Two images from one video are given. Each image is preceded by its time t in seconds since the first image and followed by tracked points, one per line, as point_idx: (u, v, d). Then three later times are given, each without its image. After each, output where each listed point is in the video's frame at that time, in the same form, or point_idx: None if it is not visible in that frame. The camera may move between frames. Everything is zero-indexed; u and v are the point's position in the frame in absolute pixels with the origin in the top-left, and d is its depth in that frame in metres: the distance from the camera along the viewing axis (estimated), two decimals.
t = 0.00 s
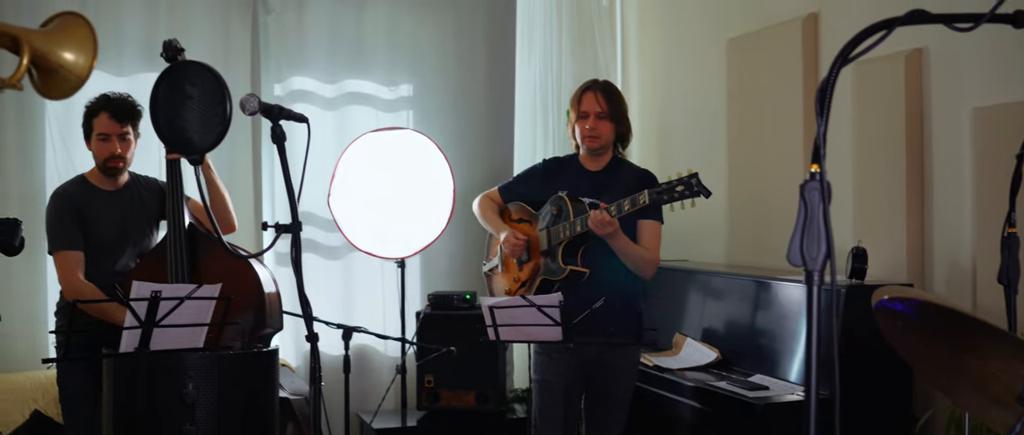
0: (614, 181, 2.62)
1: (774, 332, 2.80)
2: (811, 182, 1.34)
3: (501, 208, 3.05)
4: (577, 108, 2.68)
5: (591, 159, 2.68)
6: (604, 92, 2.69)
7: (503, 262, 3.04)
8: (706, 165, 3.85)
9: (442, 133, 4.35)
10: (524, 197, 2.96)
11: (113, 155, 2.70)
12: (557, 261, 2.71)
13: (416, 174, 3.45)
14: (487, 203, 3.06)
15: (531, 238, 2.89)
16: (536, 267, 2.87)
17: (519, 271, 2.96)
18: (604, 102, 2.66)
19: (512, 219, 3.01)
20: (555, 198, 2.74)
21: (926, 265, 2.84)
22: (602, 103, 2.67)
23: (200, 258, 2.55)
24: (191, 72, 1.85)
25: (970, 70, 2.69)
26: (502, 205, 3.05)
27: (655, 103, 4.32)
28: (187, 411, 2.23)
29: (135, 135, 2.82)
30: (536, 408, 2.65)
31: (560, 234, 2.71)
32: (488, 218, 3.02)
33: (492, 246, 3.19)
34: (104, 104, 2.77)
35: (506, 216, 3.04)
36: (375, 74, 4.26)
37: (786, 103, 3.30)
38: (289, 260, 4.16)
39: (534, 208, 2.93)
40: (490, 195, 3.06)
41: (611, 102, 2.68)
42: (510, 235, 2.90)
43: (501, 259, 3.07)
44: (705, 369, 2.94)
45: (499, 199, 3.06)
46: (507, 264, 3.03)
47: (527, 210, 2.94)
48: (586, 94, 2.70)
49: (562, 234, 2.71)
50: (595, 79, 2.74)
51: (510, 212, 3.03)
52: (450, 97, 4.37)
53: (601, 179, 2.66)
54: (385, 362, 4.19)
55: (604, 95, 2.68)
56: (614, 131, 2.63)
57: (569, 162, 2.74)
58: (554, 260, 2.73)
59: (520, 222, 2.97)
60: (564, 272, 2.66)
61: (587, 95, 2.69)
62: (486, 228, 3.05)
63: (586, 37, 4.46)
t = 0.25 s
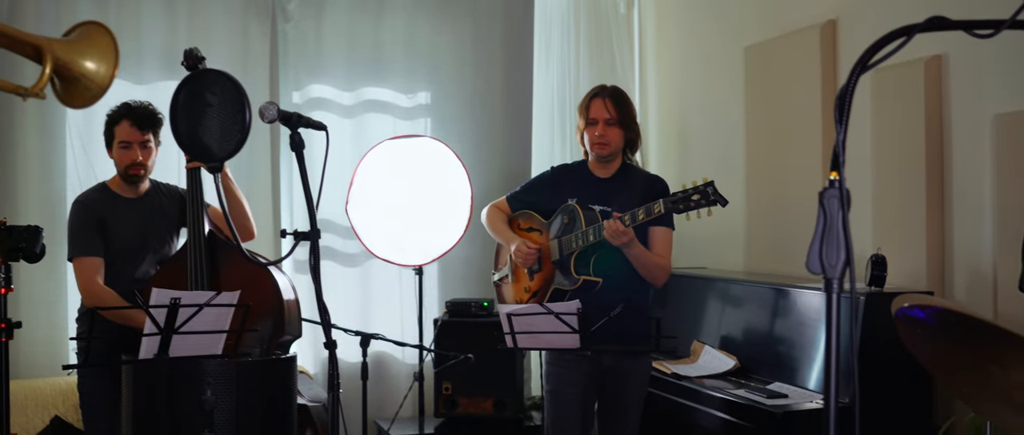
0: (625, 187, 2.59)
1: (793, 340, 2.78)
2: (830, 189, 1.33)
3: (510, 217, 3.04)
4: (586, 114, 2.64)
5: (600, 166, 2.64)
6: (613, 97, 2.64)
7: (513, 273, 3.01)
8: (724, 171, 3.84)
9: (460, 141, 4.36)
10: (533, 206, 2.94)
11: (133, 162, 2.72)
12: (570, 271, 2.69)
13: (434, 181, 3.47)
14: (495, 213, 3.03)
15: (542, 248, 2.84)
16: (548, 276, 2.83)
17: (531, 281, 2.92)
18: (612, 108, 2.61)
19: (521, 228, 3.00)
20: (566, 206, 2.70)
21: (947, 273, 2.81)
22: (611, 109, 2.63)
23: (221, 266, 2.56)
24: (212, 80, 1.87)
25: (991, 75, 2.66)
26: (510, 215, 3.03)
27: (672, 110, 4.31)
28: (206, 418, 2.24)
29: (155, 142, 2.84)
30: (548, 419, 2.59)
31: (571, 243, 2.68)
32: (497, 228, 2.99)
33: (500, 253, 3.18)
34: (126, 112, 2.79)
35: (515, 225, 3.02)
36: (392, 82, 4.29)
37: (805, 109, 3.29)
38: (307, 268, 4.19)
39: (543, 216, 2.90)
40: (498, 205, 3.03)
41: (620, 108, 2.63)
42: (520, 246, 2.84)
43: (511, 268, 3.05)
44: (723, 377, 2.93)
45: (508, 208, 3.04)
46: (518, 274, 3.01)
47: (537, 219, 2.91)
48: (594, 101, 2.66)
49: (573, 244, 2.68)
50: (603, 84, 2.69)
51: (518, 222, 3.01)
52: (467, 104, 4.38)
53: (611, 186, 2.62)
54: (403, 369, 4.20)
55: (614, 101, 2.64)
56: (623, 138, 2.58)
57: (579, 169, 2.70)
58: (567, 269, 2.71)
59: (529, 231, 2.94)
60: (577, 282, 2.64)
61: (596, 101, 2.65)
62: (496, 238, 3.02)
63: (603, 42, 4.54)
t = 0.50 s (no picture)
0: (629, 190, 2.56)
1: (809, 345, 2.77)
2: (847, 194, 1.33)
3: (509, 221, 2.88)
4: (588, 117, 2.60)
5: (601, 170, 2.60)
6: (615, 101, 2.61)
7: (514, 280, 2.85)
8: (740, 175, 3.83)
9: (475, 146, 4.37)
10: (534, 210, 2.83)
11: (151, 168, 2.74)
12: (577, 276, 2.62)
13: (449, 186, 3.47)
14: (494, 217, 2.88)
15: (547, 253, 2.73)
16: (553, 282, 2.71)
17: (534, 288, 2.78)
18: (614, 112, 2.58)
19: (522, 233, 2.85)
20: (570, 211, 2.63)
21: (965, 278, 2.78)
22: (612, 112, 2.59)
23: (237, 267, 2.57)
24: (228, 85, 1.89)
25: (1010, 78, 2.64)
26: (510, 219, 2.88)
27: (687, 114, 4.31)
28: (221, 421, 2.25)
29: (173, 148, 2.86)
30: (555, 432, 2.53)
31: (577, 248, 2.61)
32: (497, 233, 2.84)
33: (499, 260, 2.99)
34: (144, 118, 2.81)
35: (515, 230, 2.87)
36: (409, 87, 4.30)
37: (821, 113, 3.27)
38: (322, 272, 4.21)
39: (546, 221, 2.79)
40: (498, 208, 2.89)
41: (623, 111, 2.61)
42: (523, 251, 2.74)
43: (513, 274, 2.85)
44: (738, 382, 2.91)
45: (507, 212, 2.89)
46: (518, 280, 2.84)
47: (539, 223, 2.80)
48: (596, 103, 2.62)
49: (580, 248, 2.61)
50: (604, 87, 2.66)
51: (519, 226, 2.86)
52: (482, 109, 4.39)
53: (614, 188, 2.58)
54: (418, 374, 4.21)
55: (615, 104, 2.61)
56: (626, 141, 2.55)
57: (580, 172, 2.64)
58: (572, 275, 2.64)
59: (532, 236, 2.81)
60: (585, 288, 2.59)
61: (597, 104, 2.61)
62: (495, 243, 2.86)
63: (619, 48, 4.54)
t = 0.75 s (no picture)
0: (631, 194, 2.52)
1: (825, 351, 2.75)
2: (864, 200, 1.31)
3: (509, 225, 2.90)
4: (590, 121, 2.58)
5: (603, 174, 2.56)
6: (617, 105, 2.59)
7: (514, 285, 2.90)
8: (754, 181, 3.81)
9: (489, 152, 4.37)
10: (534, 214, 2.81)
11: (167, 175, 2.76)
12: (580, 282, 2.58)
13: (464, 191, 3.48)
14: (493, 219, 2.89)
15: (548, 257, 2.74)
16: (553, 288, 2.73)
17: (534, 294, 2.82)
18: (616, 116, 2.56)
19: (521, 237, 2.87)
20: (573, 216, 2.60)
21: (983, 285, 2.76)
22: (615, 117, 2.58)
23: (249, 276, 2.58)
24: (244, 91, 1.88)
25: None
26: (510, 223, 2.90)
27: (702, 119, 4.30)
28: (236, 427, 2.26)
29: (188, 154, 2.88)
30: None
31: (581, 254, 2.58)
32: (497, 238, 2.87)
33: (499, 264, 3.03)
34: (159, 125, 2.85)
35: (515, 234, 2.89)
36: (423, 93, 4.32)
37: (836, 118, 3.26)
38: (337, 278, 4.23)
39: (545, 225, 2.79)
40: (497, 211, 2.89)
41: (625, 116, 2.59)
42: (521, 255, 2.77)
43: (513, 281, 2.91)
44: (754, 388, 2.89)
45: (506, 216, 2.89)
46: (518, 286, 2.89)
47: (539, 228, 2.81)
48: (598, 108, 2.60)
49: (585, 254, 2.58)
50: (605, 92, 2.65)
51: (518, 230, 2.88)
52: (496, 115, 4.39)
53: (616, 192, 2.55)
54: (432, 379, 4.21)
55: (618, 108, 2.59)
56: (629, 146, 2.53)
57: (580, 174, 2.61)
58: (575, 282, 2.61)
59: (531, 241, 2.83)
60: (589, 294, 2.54)
61: (599, 109, 2.60)
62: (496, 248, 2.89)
63: (634, 55, 4.57)
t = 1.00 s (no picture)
0: (633, 202, 2.53)
1: (840, 359, 2.74)
2: (879, 207, 1.31)
3: (510, 235, 2.85)
4: (590, 127, 2.58)
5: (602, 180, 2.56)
6: (618, 111, 2.59)
7: (517, 296, 2.94)
8: (769, 187, 3.80)
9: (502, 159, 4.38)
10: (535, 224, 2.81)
11: (182, 183, 2.77)
12: (586, 293, 2.62)
13: (477, 198, 3.50)
14: (495, 232, 2.84)
15: (552, 268, 2.74)
16: (558, 298, 2.75)
17: (537, 304, 2.85)
18: (617, 122, 2.56)
19: (522, 247, 2.85)
20: (577, 225, 2.62)
21: (1000, 291, 2.73)
22: (616, 123, 2.58)
23: (263, 284, 2.59)
24: (258, 98, 1.89)
25: None
26: (511, 233, 2.85)
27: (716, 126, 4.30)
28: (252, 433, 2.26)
29: (203, 162, 2.90)
30: None
31: (586, 263, 2.61)
32: (499, 250, 2.82)
33: (501, 274, 3.07)
34: (175, 134, 2.87)
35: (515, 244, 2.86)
36: (437, 99, 4.33)
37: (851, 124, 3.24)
38: (352, 285, 4.24)
39: (547, 235, 2.78)
40: (498, 222, 2.84)
41: (626, 123, 2.59)
42: (527, 266, 2.75)
43: (516, 291, 2.95)
44: (769, 396, 2.88)
45: (507, 226, 2.85)
46: (521, 296, 2.93)
47: (541, 237, 2.80)
48: (599, 114, 2.60)
49: (589, 263, 2.61)
50: (605, 97, 2.64)
51: (518, 240, 2.85)
52: (510, 122, 4.40)
53: (618, 200, 2.56)
54: (447, 386, 4.21)
55: (619, 114, 2.59)
56: (630, 153, 2.53)
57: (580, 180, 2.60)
58: (580, 291, 2.64)
59: (534, 250, 2.82)
60: (595, 304, 2.57)
61: (600, 115, 2.59)
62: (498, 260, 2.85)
63: (649, 63, 4.60)
